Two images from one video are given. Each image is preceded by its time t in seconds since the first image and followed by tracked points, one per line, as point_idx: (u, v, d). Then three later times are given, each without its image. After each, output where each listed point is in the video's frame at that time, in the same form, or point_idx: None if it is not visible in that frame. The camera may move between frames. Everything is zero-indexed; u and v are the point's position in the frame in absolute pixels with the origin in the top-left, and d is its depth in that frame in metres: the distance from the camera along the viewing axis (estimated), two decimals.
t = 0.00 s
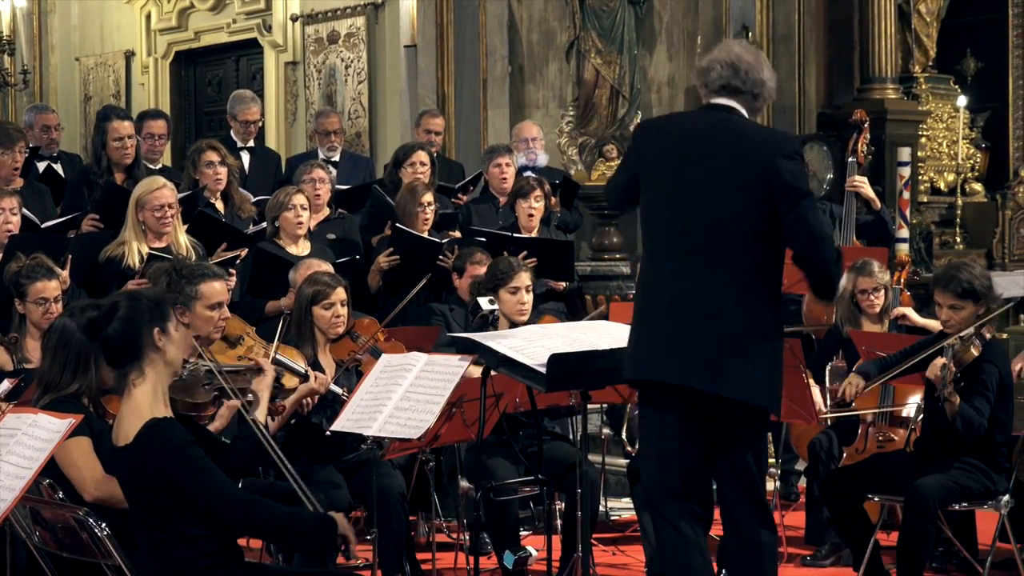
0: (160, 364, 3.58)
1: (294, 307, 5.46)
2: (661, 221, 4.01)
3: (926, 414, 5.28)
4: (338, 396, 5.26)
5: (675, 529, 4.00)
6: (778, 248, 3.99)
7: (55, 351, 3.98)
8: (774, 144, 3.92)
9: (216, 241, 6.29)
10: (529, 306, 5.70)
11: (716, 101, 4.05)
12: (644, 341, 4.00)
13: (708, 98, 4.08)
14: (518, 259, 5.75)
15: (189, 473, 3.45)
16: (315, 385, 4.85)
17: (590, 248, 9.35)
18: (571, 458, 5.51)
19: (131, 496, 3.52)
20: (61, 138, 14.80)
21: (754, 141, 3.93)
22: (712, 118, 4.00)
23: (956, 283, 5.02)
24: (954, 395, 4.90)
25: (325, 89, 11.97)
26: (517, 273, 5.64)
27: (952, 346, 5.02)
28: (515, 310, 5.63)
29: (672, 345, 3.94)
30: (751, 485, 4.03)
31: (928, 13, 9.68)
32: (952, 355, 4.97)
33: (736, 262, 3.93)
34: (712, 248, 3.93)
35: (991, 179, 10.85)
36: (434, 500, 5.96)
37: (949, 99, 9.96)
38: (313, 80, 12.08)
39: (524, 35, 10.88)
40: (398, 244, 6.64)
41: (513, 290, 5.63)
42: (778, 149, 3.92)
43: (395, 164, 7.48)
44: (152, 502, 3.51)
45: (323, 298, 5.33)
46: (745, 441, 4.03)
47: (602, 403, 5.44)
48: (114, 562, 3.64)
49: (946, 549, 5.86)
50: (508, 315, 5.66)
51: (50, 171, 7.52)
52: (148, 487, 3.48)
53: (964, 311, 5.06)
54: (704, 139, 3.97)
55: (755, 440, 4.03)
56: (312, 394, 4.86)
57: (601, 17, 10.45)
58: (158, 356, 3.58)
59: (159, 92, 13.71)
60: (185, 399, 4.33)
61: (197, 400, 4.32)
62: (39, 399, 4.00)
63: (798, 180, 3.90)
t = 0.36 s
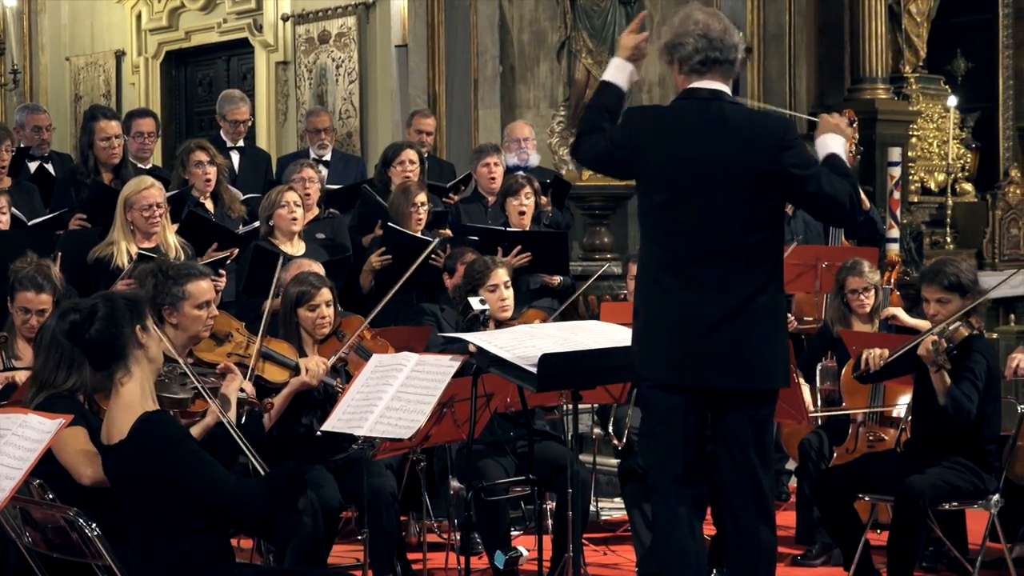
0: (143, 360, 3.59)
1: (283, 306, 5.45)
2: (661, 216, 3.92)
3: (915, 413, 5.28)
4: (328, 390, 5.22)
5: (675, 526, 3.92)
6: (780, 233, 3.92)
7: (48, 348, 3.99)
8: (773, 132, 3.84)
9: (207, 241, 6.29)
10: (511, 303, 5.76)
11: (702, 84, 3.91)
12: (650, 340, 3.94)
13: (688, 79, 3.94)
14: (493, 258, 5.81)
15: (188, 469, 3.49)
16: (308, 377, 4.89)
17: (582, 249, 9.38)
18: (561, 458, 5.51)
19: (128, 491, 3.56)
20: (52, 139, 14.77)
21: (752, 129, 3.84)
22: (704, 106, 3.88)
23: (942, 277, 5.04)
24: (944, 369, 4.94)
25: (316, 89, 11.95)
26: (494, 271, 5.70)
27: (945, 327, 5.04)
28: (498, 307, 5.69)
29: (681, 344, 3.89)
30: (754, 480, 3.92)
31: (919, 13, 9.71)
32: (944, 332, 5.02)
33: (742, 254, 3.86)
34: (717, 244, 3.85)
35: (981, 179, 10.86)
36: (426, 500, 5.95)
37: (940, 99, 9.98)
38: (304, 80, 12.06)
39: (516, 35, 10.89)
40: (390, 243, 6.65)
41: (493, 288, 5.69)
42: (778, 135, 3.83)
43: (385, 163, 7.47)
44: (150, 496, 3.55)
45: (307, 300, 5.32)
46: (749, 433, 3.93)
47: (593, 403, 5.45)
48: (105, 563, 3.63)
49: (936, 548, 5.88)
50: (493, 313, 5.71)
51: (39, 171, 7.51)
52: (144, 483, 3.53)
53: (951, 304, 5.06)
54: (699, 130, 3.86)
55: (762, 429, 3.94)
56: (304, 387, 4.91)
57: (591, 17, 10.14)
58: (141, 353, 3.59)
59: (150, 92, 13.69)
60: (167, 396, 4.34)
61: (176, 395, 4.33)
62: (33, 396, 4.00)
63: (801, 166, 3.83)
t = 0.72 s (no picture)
0: (138, 363, 3.61)
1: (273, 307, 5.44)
2: (659, 225, 3.81)
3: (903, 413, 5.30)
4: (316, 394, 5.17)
5: (676, 536, 3.86)
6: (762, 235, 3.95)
7: (33, 349, 3.98)
8: (761, 131, 3.86)
9: (196, 242, 6.27)
10: (501, 306, 5.76)
11: (675, 91, 3.87)
12: (653, 354, 3.81)
13: (663, 85, 3.89)
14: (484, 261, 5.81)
15: (188, 468, 3.52)
16: (292, 381, 4.84)
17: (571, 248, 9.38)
18: (550, 459, 5.52)
19: (121, 493, 3.56)
20: (39, 139, 14.74)
21: (742, 130, 3.84)
22: (694, 111, 3.83)
23: (943, 274, 5.06)
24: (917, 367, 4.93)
25: (305, 89, 11.93)
26: (484, 273, 5.70)
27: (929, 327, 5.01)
28: (487, 310, 5.69)
29: (688, 354, 3.79)
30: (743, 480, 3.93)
31: (907, 13, 9.79)
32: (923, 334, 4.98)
33: (738, 258, 3.84)
34: (719, 248, 3.81)
35: (968, 180, 10.89)
36: (415, 501, 5.95)
37: (928, 99, 10.04)
38: (293, 80, 12.04)
39: (505, 35, 10.90)
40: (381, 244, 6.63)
41: (483, 290, 5.69)
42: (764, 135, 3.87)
43: (371, 163, 7.46)
44: (145, 498, 3.56)
45: (300, 299, 5.32)
46: (738, 436, 3.92)
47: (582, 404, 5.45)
48: (94, 563, 3.61)
49: (924, 548, 5.90)
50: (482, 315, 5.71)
51: (28, 170, 7.50)
52: (143, 486, 3.54)
53: (946, 304, 5.07)
54: (694, 136, 3.80)
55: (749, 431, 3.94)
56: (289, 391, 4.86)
57: (581, 17, 10.25)
58: (136, 356, 3.60)
59: (138, 92, 13.67)
60: (161, 394, 4.40)
61: (172, 394, 4.41)
62: (21, 397, 3.98)
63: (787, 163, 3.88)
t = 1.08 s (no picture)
0: (135, 364, 3.60)
1: (265, 305, 5.43)
2: (659, 228, 3.70)
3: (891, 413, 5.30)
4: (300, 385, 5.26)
5: (672, 540, 3.80)
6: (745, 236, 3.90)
7: (14, 348, 3.96)
8: (741, 132, 3.85)
9: (183, 242, 6.28)
10: (485, 303, 5.79)
11: (649, 98, 3.82)
12: (659, 360, 3.69)
13: (638, 94, 3.83)
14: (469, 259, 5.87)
15: (177, 472, 3.49)
16: (282, 367, 4.92)
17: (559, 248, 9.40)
18: (537, 458, 5.53)
19: (110, 495, 3.55)
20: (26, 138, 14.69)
21: (726, 130, 3.82)
22: (679, 113, 3.79)
23: (939, 272, 5.06)
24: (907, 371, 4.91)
25: (292, 88, 11.86)
26: (469, 271, 5.73)
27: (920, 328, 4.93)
28: (475, 308, 5.72)
29: (697, 355, 3.68)
30: (741, 486, 3.87)
31: (894, 13, 9.87)
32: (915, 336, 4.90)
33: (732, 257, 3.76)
34: (720, 248, 3.73)
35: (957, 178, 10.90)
36: (403, 501, 5.95)
37: (916, 99, 10.06)
38: (280, 80, 11.96)
39: (492, 35, 10.89)
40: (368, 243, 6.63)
41: (467, 288, 5.73)
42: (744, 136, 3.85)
43: (359, 165, 7.45)
44: (135, 500, 3.54)
45: (293, 297, 5.30)
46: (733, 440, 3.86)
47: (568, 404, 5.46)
48: (81, 563, 3.62)
49: (912, 547, 5.91)
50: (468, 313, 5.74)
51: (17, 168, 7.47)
52: (136, 486, 3.52)
53: (940, 300, 5.08)
54: (684, 135, 3.74)
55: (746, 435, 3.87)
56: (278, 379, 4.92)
57: (568, 17, 10.55)
58: (135, 357, 3.59)
59: (126, 92, 13.65)
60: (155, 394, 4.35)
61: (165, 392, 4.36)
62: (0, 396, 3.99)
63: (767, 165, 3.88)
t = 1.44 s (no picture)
0: (130, 366, 3.58)
1: (256, 304, 5.40)
2: (658, 220, 3.75)
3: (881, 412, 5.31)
4: (291, 387, 5.24)
5: (663, 537, 3.82)
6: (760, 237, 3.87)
7: None
8: (757, 132, 3.83)
9: (174, 241, 6.27)
10: (479, 308, 5.72)
11: (669, 93, 3.85)
12: (648, 351, 3.73)
13: (658, 92, 3.86)
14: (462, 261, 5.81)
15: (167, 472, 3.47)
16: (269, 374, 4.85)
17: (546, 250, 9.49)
18: (526, 458, 5.53)
19: (101, 494, 3.54)
20: (13, 137, 14.67)
21: (739, 129, 3.81)
22: (692, 109, 3.81)
23: (924, 266, 5.09)
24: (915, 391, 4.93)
25: (281, 88, 11.84)
26: (460, 275, 5.69)
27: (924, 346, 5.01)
28: (464, 311, 5.64)
29: (685, 350, 3.72)
30: (748, 496, 3.81)
31: (883, 14, 9.91)
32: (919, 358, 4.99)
33: (732, 253, 3.76)
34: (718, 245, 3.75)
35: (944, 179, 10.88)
36: (392, 501, 5.95)
37: (904, 99, 10.12)
38: (269, 80, 11.96)
39: (482, 35, 10.81)
40: (355, 243, 6.63)
41: (459, 292, 5.67)
42: (758, 135, 3.83)
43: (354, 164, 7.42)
44: (126, 500, 3.53)
45: (286, 297, 5.27)
46: (742, 445, 3.82)
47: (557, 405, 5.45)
48: (69, 564, 3.61)
49: (900, 546, 5.93)
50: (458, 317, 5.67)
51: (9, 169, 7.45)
52: (125, 486, 3.51)
53: (927, 296, 5.08)
54: (692, 130, 3.77)
55: (753, 440, 3.82)
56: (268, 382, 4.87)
57: (557, 17, 10.01)
58: (130, 359, 3.57)
59: (114, 92, 13.63)
60: (151, 397, 4.25)
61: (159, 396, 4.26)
62: None
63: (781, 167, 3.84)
